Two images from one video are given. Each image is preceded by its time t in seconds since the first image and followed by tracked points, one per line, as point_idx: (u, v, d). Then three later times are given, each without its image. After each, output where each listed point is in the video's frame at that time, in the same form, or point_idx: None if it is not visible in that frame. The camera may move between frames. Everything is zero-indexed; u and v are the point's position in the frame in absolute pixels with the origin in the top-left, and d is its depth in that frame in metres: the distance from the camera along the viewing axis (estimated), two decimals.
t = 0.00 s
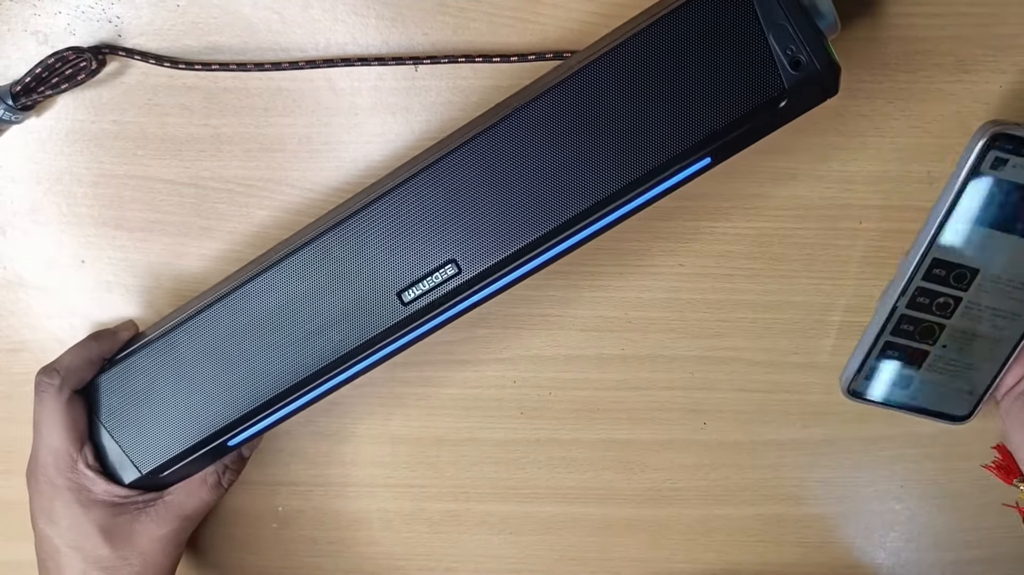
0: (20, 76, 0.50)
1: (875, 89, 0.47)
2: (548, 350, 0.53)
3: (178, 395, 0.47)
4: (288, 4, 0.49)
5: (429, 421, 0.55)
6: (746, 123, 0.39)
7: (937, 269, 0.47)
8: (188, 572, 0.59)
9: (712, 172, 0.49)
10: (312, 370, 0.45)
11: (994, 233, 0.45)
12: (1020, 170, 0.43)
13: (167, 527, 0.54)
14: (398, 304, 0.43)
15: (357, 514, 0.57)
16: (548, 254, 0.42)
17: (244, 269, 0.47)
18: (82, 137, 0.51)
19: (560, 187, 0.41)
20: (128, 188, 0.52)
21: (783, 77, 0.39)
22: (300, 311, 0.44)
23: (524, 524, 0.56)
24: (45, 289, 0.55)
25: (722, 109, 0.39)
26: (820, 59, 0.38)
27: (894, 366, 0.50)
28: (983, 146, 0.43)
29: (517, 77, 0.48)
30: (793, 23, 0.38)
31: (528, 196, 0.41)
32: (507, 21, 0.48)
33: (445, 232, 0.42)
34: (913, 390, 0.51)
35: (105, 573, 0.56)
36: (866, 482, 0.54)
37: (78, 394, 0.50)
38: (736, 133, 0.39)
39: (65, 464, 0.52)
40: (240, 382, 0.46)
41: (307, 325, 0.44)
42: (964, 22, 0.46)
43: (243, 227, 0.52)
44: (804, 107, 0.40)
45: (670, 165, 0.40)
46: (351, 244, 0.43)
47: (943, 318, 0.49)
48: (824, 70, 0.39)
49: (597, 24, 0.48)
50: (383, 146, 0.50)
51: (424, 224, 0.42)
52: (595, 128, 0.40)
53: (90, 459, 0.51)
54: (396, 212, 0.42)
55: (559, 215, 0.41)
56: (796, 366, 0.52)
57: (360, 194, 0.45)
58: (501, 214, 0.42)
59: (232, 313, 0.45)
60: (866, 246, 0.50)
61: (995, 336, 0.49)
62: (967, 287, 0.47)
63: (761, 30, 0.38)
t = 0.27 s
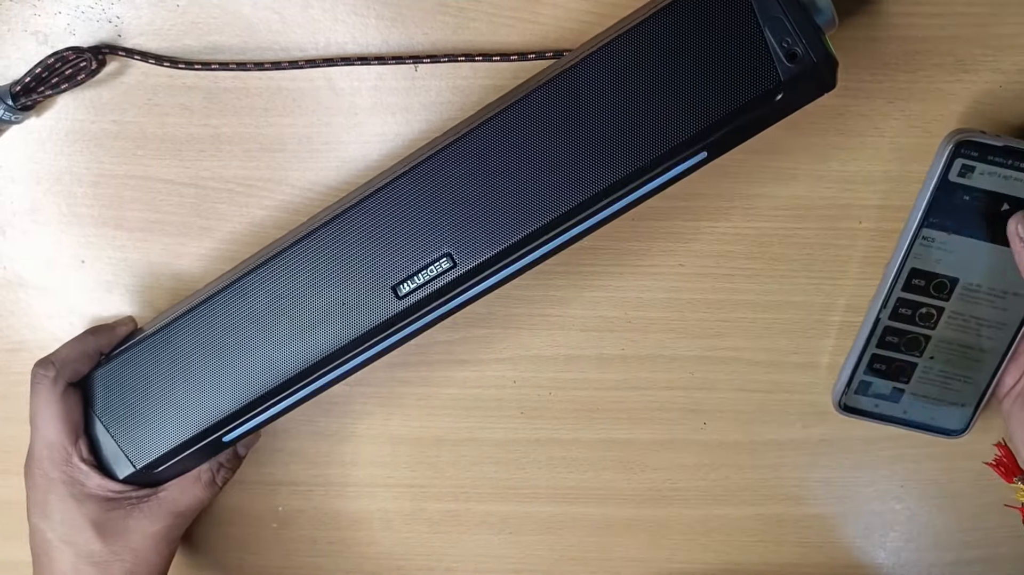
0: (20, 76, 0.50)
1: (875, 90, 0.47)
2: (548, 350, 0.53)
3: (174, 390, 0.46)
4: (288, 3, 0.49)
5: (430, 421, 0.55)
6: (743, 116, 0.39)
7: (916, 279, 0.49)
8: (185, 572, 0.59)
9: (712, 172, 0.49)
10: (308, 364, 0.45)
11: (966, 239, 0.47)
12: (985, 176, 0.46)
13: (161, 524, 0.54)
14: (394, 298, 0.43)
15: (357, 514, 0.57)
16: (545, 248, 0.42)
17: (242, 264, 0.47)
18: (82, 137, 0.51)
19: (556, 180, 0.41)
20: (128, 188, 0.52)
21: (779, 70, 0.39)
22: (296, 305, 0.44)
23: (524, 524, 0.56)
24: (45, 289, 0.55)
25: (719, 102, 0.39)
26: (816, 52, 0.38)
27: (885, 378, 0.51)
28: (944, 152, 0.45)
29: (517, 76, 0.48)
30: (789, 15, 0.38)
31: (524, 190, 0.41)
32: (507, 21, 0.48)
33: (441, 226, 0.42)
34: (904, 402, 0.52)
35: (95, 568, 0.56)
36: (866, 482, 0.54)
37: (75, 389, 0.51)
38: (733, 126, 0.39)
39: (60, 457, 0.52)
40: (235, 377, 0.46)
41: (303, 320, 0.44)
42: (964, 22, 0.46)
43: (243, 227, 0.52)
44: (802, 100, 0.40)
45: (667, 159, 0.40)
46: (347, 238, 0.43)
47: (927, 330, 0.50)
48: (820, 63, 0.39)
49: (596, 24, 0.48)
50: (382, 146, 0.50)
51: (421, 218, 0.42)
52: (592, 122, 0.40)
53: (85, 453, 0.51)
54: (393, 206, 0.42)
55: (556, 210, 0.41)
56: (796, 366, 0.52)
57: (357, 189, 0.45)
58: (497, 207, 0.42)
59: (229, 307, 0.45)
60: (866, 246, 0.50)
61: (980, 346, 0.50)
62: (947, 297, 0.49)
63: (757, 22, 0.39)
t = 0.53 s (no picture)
0: (20, 76, 0.50)
1: (875, 90, 0.47)
2: (548, 349, 0.53)
3: (174, 390, 0.47)
4: (288, 3, 0.49)
5: (430, 421, 0.55)
6: (743, 117, 0.39)
7: (912, 278, 0.49)
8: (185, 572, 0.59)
9: (712, 172, 0.49)
10: (308, 365, 0.45)
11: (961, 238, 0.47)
12: (980, 173, 0.46)
13: (161, 524, 0.54)
14: (394, 299, 0.43)
15: (357, 513, 0.57)
16: (545, 249, 0.42)
17: (242, 264, 0.47)
18: (82, 137, 0.51)
19: (556, 181, 0.41)
20: (128, 188, 0.52)
21: (779, 70, 0.39)
22: (296, 306, 0.44)
23: (524, 524, 0.56)
24: (45, 289, 0.55)
25: (720, 102, 0.39)
26: (817, 52, 0.38)
27: (884, 378, 0.51)
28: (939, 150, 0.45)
29: (517, 76, 0.48)
30: (790, 15, 0.38)
31: (524, 191, 0.41)
32: (507, 21, 0.48)
33: (441, 227, 0.42)
34: (904, 401, 0.52)
35: (96, 569, 0.56)
36: (866, 482, 0.54)
37: (75, 389, 0.50)
38: (734, 126, 0.39)
39: (60, 458, 0.52)
40: (235, 378, 0.46)
41: (304, 320, 0.44)
42: (964, 22, 0.46)
43: (243, 227, 0.52)
44: (802, 100, 0.40)
45: (667, 159, 0.40)
46: (347, 239, 0.43)
47: (925, 329, 0.50)
48: (821, 63, 0.38)
49: (596, 24, 0.48)
50: (382, 146, 0.50)
51: (421, 218, 0.42)
52: (593, 123, 0.40)
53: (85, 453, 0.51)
54: (394, 206, 0.42)
55: (556, 211, 0.41)
56: (796, 366, 0.52)
57: (358, 190, 0.45)
58: (497, 208, 0.42)
59: (229, 308, 0.45)
60: (866, 247, 0.50)
61: (978, 345, 0.50)
62: (944, 295, 0.49)
63: (757, 23, 0.39)
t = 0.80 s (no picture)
0: (19, 76, 0.50)
1: (875, 90, 0.47)
2: (548, 350, 0.53)
3: (173, 388, 0.46)
4: (288, 3, 0.49)
5: (430, 421, 0.55)
6: (742, 115, 0.39)
7: (910, 280, 0.49)
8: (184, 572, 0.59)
9: (712, 172, 0.49)
10: (306, 363, 0.45)
11: (958, 241, 0.47)
12: (977, 176, 0.45)
13: (159, 523, 0.54)
14: (393, 297, 0.43)
15: (357, 513, 0.57)
16: (544, 246, 0.42)
17: (242, 263, 0.47)
18: (82, 137, 0.51)
19: (555, 179, 0.41)
20: (128, 188, 0.52)
21: (778, 68, 0.39)
22: (294, 304, 0.44)
23: (523, 524, 0.56)
24: (45, 289, 0.55)
25: (718, 101, 0.39)
26: (816, 50, 0.38)
27: (883, 379, 0.52)
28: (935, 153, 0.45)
29: (517, 76, 0.48)
30: (789, 13, 0.38)
31: (523, 189, 0.41)
32: (507, 21, 0.48)
33: (440, 225, 0.42)
34: (903, 401, 0.52)
35: (93, 568, 0.56)
36: (866, 482, 0.54)
37: (74, 388, 0.50)
38: (732, 124, 0.39)
39: (58, 456, 0.52)
40: (234, 376, 0.46)
41: (302, 319, 0.44)
42: (964, 22, 0.46)
43: (243, 227, 0.52)
44: (801, 98, 0.40)
45: (665, 157, 0.40)
46: (346, 237, 0.43)
47: (923, 330, 0.50)
48: (821, 61, 0.38)
49: (596, 24, 0.48)
50: (382, 146, 0.50)
51: (420, 216, 0.42)
52: (592, 121, 0.40)
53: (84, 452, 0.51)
54: (392, 204, 0.43)
55: (555, 209, 0.41)
56: (797, 366, 0.52)
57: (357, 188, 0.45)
58: (495, 206, 0.42)
59: (228, 306, 0.45)
60: (866, 247, 0.50)
61: (976, 346, 0.50)
62: (942, 297, 0.49)
63: (756, 21, 0.39)
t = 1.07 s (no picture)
0: (19, 76, 0.50)
1: (874, 90, 0.47)
2: (548, 350, 0.53)
3: (172, 388, 0.47)
4: (288, 3, 0.49)
5: (429, 421, 0.55)
6: (741, 115, 0.39)
7: (907, 283, 0.48)
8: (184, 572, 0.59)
9: (712, 172, 0.49)
10: (306, 363, 0.45)
11: (955, 245, 0.47)
12: (973, 180, 0.45)
13: (157, 523, 0.54)
14: (392, 296, 0.43)
15: (357, 513, 0.57)
16: (543, 246, 0.42)
17: (242, 263, 0.47)
18: (82, 137, 0.51)
19: (555, 179, 0.41)
20: (129, 188, 0.52)
21: (777, 68, 0.39)
22: (294, 304, 0.44)
23: (523, 524, 0.56)
24: (44, 289, 0.55)
25: (718, 101, 0.39)
26: (815, 50, 0.38)
27: (881, 381, 0.51)
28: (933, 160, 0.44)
29: (517, 76, 0.48)
30: (788, 13, 0.38)
31: (523, 188, 0.41)
32: (507, 21, 0.48)
33: (439, 225, 0.42)
34: (900, 403, 0.52)
35: (92, 568, 0.56)
36: (866, 482, 0.54)
37: (73, 388, 0.50)
38: (731, 124, 0.39)
39: (57, 455, 0.52)
40: (233, 376, 0.46)
41: (301, 318, 0.44)
42: (964, 22, 0.46)
43: (243, 226, 0.52)
44: (800, 98, 0.40)
45: (665, 157, 0.40)
46: (345, 237, 0.43)
47: (920, 332, 0.50)
48: (820, 60, 0.38)
49: (596, 25, 0.48)
50: (382, 145, 0.50)
51: (419, 216, 0.42)
52: (591, 121, 0.40)
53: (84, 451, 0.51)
54: (392, 204, 0.43)
55: (554, 208, 0.41)
56: (797, 366, 0.52)
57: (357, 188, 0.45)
58: (495, 206, 0.42)
59: (228, 306, 0.45)
60: (866, 247, 0.50)
61: (973, 348, 0.50)
62: (939, 300, 0.49)
63: (756, 21, 0.39)
